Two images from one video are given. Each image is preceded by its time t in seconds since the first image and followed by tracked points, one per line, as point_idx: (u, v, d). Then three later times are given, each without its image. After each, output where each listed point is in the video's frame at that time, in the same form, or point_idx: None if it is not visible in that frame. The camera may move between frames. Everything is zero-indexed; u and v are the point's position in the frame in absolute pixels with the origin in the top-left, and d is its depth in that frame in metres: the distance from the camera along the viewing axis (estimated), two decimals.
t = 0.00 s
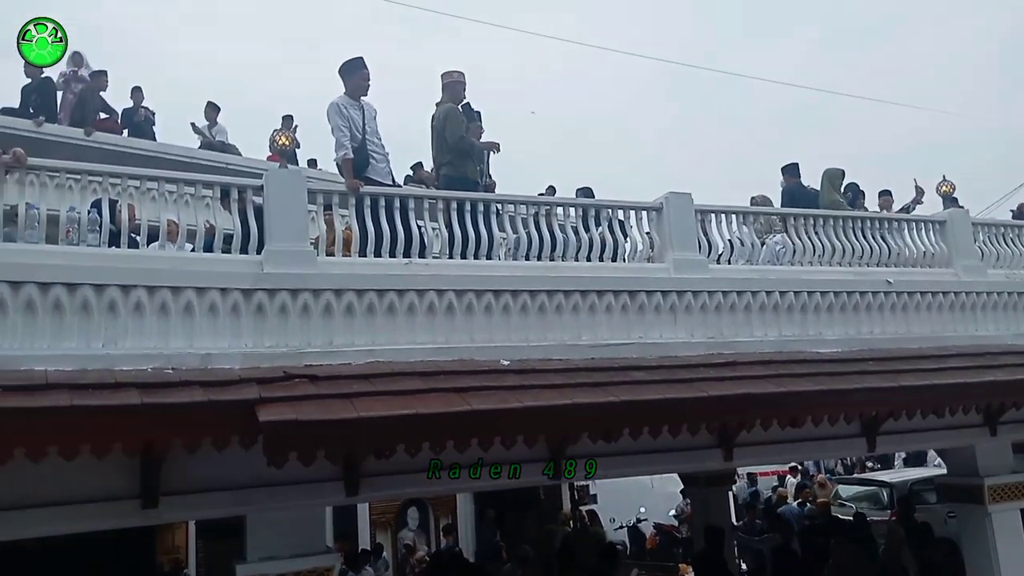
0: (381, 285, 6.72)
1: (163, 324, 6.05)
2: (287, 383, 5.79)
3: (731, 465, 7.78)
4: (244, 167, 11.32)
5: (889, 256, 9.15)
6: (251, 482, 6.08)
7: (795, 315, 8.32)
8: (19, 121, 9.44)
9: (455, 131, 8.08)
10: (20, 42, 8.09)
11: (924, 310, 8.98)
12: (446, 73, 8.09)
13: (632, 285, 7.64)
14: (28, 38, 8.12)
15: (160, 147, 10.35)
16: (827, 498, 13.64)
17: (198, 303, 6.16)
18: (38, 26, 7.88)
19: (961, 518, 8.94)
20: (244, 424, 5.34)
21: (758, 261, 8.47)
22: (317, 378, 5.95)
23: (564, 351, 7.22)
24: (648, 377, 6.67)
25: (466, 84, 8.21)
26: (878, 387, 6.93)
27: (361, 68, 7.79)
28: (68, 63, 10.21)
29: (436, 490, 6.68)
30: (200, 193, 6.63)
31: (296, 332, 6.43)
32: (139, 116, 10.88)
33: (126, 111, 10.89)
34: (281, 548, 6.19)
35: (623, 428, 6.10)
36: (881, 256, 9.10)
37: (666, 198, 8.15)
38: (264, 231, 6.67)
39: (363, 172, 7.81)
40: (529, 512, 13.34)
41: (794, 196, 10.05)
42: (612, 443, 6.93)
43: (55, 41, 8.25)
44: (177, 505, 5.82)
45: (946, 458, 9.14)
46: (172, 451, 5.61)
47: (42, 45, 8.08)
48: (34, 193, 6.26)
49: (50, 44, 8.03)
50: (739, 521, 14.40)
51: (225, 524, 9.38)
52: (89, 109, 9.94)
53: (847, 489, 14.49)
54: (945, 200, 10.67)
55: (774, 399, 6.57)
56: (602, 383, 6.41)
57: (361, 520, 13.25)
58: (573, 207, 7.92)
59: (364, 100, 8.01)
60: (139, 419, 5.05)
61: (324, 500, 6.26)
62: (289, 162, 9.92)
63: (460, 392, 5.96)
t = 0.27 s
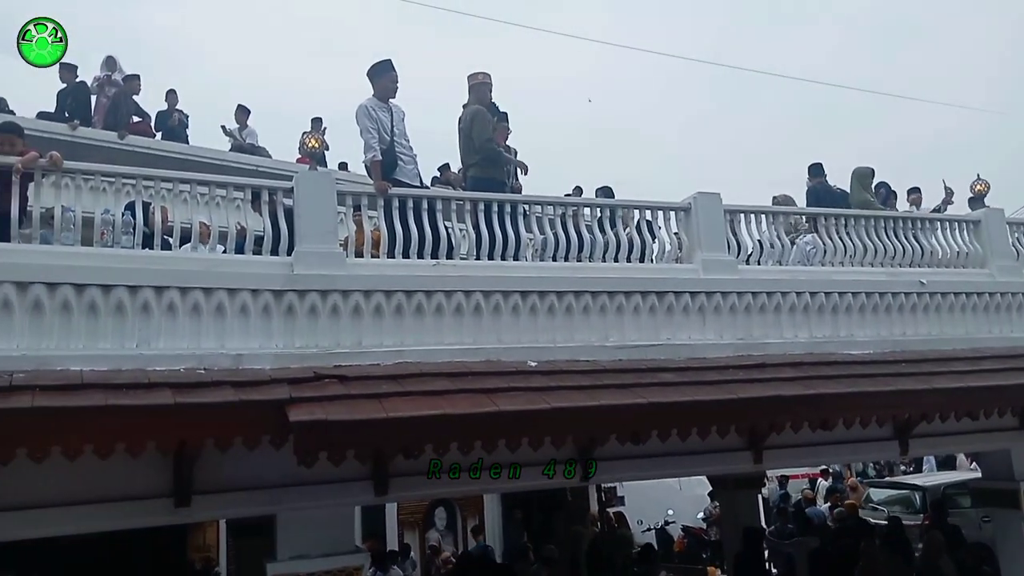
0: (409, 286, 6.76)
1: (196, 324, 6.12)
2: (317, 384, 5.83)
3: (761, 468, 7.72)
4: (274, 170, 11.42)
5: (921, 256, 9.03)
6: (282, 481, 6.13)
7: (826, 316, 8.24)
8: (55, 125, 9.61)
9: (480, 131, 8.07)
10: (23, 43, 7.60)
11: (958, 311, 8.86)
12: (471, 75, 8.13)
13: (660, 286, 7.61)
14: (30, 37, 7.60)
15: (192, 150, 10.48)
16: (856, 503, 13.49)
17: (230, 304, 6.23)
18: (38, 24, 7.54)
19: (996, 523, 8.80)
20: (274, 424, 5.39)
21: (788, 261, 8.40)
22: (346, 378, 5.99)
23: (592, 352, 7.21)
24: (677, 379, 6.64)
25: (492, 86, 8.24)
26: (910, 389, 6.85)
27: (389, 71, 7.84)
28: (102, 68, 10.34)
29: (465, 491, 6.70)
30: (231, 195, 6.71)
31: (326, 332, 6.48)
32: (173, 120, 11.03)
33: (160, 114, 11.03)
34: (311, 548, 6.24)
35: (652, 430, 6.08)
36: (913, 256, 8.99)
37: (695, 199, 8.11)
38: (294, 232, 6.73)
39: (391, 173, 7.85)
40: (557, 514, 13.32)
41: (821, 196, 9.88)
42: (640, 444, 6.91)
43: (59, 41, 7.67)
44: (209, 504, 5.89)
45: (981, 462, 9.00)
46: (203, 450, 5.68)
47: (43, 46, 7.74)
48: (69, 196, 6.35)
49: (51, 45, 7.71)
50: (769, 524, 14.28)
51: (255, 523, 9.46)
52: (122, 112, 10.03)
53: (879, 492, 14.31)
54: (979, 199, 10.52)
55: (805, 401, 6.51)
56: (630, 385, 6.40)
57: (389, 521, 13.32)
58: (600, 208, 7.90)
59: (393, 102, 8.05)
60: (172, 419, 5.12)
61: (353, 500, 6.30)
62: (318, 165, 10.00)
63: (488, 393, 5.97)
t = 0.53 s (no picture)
0: (437, 286, 6.78)
1: (227, 324, 6.19)
2: (346, 383, 5.87)
3: (790, 469, 7.66)
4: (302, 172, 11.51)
5: (954, 255, 8.91)
6: (311, 480, 6.18)
7: (857, 315, 8.15)
8: (88, 128, 9.75)
9: (506, 132, 8.09)
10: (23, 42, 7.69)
11: (991, 310, 8.73)
12: (497, 76, 8.15)
13: (688, 286, 7.58)
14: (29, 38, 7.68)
15: (222, 152, 10.60)
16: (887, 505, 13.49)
17: (260, 305, 6.29)
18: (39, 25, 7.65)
19: None
20: (304, 423, 5.43)
21: (817, 260, 8.33)
22: (375, 378, 6.03)
23: (619, 352, 7.20)
24: (706, 379, 6.61)
25: (518, 87, 8.25)
26: (943, 389, 6.76)
27: (416, 72, 7.88)
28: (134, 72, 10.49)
29: (493, 490, 6.71)
30: (261, 197, 6.78)
31: (355, 333, 6.53)
32: (207, 124, 11.20)
33: (195, 118, 11.20)
34: (340, 547, 6.29)
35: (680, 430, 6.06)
36: (946, 254, 8.87)
37: (722, 198, 8.07)
38: (323, 233, 6.79)
39: (419, 175, 7.89)
40: (584, 514, 13.30)
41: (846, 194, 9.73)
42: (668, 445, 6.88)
43: (58, 40, 7.72)
44: (240, 503, 5.95)
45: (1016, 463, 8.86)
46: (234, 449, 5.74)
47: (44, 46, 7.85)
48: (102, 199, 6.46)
49: (52, 45, 7.81)
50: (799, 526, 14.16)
51: (285, 522, 9.55)
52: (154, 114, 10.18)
53: (911, 493, 14.14)
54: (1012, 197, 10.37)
55: (835, 402, 6.45)
56: (658, 385, 6.38)
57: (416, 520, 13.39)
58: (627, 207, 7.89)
59: (420, 104, 8.09)
60: (203, 418, 5.18)
61: (382, 499, 6.33)
62: (346, 166, 10.07)
63: (515, 393, 5.98)
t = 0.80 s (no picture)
0: (464, 289, 6.80)
1: (258, 327, 6.25)
2: (375, 385, 5.90)
3: (821, 472, 7.58)
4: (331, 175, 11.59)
5: (988, 254, 8.78)
6: (341, 482, 6.23)
7: (889, 316, 8.06)
8: (120, 134, 9.95)
9: (531, 133, 8.09)
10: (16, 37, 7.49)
11: None
12: (523, 78, 8.15)
13: (717, 287, 7.53)
14: (28, 37, 7.60)
15: (252, 156, 10.70)
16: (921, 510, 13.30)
17: (290, 308, 6.35)
18: (37, 24, 7.55)
19: None
20: (333, 425, 5.47)
21: (848, 260, 8.24)
22: (403, 380, 6.05)
23: (647, 354, 7.17)
24: (735, 381, 6.57)
25: (544, 88, 8.24)
26: (977, 391, 6.65)
27: (443, 76, 7.91)
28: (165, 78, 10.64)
29: (521, 492, 6.72)
30: (291, 201, 6.84)
31: (383, 335, 6.56)
32: (241, 129, 11.28)
33: (229, 122, 11.31)
34: (369, 548, 6.32)
35: (709, 432, 6.02)
36: (980, 254, 8.74)
37: (751, 198, 8.01)
38: (351, 236, 6.83)
39: (446, 177, 7.91)
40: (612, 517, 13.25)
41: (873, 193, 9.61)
42: (697, 447, 6.84)
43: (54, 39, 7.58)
44: (270, 503, 6.00)
45: None
46: (265, 450, 5.79)
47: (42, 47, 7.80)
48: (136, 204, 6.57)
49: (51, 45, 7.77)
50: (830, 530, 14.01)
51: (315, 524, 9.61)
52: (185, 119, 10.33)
53: (945, 497, 13.94)
54: None
55: (866, 404, 6.38)
56: (687, 387, 6.35)
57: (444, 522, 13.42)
58: (655, 208, 7.86)
59: (447, 107, 8.12)
60: (234, 420, 5.24)
61: (410, 501, 6.36)
62: (373, 170, 10.13)
63: (543, 395, 5.98)
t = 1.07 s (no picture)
0: (491, 290, 6.82)
1: (288, 330, 6.31)
2: (404, 387, 5.93)
3: (854, 474, 7.50)
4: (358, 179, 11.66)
5: None
6: (371, 483, 6.27)
7: (922, 316, 7.96)
8: (152, 140, 10.03)
9: (556, 135, 8.09)
10: (21, 40, 6.91)
11: None
12: (548, 79, 8.15)
13: (746, 287, 7.49)
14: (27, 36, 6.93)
15: (281, 161, 10.79)
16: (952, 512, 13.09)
17: (320, 310, 6.40)
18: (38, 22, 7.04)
19: None
20: (363, 426, 5.51)
21: (880, 260, 8.16)
22: (432, 382, 6.07)
23: (676, 355, 7.14)
24: (766, 382, 6.52)
25: (570, 90, 8.24)
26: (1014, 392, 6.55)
27: (470, 78, 7.93)
28: (194, 85, 10.90)
29: (551, 494, 6.72)
30: (320, 205, 6.90)
31: (412, 337, 6.59)
32: (274, 135, 11.44)
33: (263, 127, 11.45)
34: (399, 549, 6.35)
35: (739, 434, 5.99)
36: (1015, 252, 8.61)
37: (780, 197, 7.96)
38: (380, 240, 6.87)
39: (472, 180, 7.92)
40: (641, 518, 13.20)
41: (904, 190, 9.51)
42: (728, 449, 6.80)
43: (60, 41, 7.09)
44: (302, 504, 6.05)
45: None
46: (296, 452, 5.85)
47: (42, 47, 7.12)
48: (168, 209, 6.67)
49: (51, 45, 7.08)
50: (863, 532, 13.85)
51: (345, 525, 9.66)
52: (214, 126, 10.52)
53: (980, 499, 13.73)
54: None
55: (900, 405, 6.30)
56: (717, 388, 6.31)
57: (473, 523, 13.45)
58: (682, 208, 7.83)
59: (473, 110, 8.15)
60: (266, 421, 5.29)
61: (440, 502, 6.38)
62: (401, 173, 10.18)
63: (572, 396, 5.98)
